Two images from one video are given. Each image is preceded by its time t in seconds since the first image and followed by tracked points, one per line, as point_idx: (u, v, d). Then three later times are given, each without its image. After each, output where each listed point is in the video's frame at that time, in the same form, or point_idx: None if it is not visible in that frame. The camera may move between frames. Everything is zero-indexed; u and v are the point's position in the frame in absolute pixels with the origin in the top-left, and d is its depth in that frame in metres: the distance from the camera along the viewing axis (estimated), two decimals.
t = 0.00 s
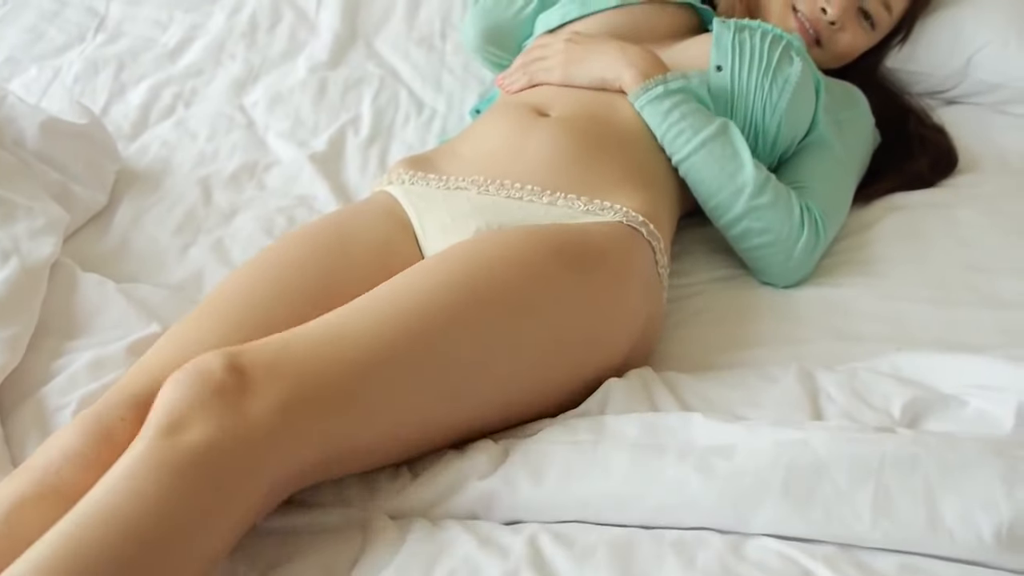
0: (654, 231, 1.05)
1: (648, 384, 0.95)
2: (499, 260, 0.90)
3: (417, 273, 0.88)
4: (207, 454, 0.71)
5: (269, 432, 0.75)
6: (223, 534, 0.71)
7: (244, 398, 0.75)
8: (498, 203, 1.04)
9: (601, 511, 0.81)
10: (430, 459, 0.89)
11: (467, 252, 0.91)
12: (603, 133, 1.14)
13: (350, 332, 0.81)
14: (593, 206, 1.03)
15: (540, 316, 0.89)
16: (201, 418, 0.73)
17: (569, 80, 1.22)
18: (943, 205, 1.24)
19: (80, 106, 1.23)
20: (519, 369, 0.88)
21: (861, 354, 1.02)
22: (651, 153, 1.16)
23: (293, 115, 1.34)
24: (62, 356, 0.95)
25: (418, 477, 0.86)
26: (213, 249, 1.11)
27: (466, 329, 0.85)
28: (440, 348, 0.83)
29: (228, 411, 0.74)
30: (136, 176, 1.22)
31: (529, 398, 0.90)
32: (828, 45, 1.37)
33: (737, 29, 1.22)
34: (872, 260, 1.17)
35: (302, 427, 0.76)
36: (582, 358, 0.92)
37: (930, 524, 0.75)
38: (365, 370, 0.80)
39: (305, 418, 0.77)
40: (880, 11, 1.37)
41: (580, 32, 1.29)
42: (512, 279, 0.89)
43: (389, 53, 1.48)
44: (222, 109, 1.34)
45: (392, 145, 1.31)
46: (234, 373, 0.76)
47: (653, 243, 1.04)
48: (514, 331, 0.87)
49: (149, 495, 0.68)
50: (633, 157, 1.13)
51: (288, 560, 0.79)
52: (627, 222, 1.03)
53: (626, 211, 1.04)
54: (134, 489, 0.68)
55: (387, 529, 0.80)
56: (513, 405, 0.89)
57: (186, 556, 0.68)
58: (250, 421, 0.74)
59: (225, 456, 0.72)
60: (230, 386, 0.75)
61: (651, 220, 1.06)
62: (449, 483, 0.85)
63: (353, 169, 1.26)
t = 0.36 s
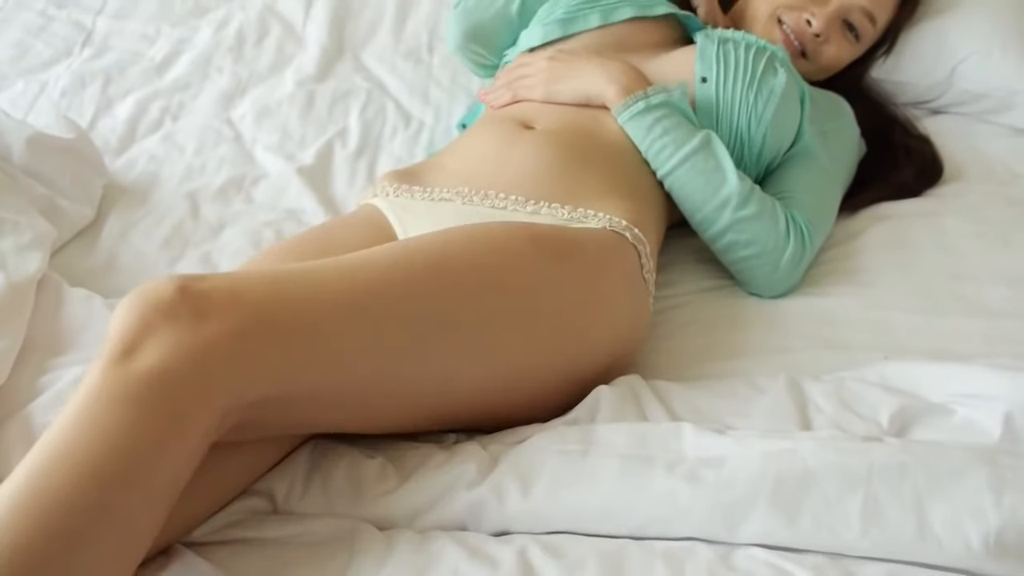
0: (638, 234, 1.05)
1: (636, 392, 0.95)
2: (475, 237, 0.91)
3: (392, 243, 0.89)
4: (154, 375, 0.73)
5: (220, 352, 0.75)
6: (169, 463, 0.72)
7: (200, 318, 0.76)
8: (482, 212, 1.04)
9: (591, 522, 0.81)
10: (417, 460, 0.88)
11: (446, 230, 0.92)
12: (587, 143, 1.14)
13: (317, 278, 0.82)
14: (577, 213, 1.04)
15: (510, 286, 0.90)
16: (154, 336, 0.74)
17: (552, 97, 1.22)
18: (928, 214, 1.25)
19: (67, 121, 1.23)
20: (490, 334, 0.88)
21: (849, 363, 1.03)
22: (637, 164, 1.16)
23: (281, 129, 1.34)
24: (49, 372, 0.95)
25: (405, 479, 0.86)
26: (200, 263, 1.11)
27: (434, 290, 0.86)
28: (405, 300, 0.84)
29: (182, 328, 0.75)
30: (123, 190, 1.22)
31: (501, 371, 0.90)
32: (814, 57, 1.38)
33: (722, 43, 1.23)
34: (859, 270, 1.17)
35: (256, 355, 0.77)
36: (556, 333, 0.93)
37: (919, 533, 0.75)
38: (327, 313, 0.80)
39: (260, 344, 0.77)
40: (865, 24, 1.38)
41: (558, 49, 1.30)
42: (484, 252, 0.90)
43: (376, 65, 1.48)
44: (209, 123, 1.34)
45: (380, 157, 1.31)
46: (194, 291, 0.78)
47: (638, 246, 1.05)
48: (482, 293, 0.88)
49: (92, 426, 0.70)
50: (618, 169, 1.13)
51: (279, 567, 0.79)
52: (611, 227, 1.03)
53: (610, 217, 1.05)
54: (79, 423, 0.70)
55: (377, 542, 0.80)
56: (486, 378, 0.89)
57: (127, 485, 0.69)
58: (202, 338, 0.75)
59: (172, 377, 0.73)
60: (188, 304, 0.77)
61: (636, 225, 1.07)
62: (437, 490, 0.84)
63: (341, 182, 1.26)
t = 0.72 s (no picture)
0: (627, 241, 1.06)
1: (629, 402, 0.95)
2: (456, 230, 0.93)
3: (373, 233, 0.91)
4: (131, 332, 0.74)
5: (197, 312, 0.77)
6: (148, 420, 0.72)
7: (176, 281, 0.78)
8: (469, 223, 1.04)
9: (584, 534, 0.81)
10: (409, 471, 0.88)
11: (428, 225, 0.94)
12: (576, 154, 1.15)
13: (295, 253, 0.84)
14: (566, 222, 1.04)
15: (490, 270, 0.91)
16: (130, 297, 0.76)
17: (544, 109, 1.23)
18: (918, 224, 1.25)
19: (58, 135, 1.23)
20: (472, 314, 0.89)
21: (840, 374, 1.03)
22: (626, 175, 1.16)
23: (273, 142, 1.34)
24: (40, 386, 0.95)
25: (398, 490, 0.86)
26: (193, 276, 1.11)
27: (411, 270, 0.87)
28: (382, 277, 0.85)
29: (158, 289, 0.77)
30: (115, 205, 1.22)
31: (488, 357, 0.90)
32: (803, 69, 1.38)
33: (705, 55, 1.25)
34: (850, 281, 1.17)
35: (233, 317, 0.78)
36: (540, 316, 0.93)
37: (911, 544, 0.75)
38: (304, 286, 0.82)
39: (237, 306, 0.78)
40: (854, 36, 1.39)
41: (547, 60, 1.30)
42: (463, 240, 0.92)
43: (368, 78, 1.49)
44: (201, 137, 1.34)
45: (372, 171, 1.31)
46: (170, 256, 0.79)
47: (626, 253, 1.05)
48: (460, 273, 0.89)
49: (69, 385, 0.71)
50: (607, 179, 1.14)
51: None
52: (599, 235, 1.04)
53: (598, 225, 1.05)
54: (56, 383, 0.71)
55: (369, 554, 0.80)
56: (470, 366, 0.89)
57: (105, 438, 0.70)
58: (178, 298, 0.76)
59: (149, 334, 0.74)
60: (163, 268, 0.78)
61: (623, 231, 1.07)
62: (431, 500, 0.84)
63: (333, 196, 1.26)
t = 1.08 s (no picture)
0: (612, 252, 1.06)
1: (617, 415, 0.95)
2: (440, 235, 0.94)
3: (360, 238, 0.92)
4: (111, 325, 0.75)
5: (178, 307, 0.78)
6: (131, 415, 0.73)
7: (157, 275, 0.79)
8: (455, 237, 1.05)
9: (572, 548, 0.81)
10: (397, 485, 0.88)
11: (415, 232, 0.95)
12: (562, 166, 1.15)
13: (280, 253, 0.85)
14: (550, 235, 1.05)
15: (474, 271, 0.92)
16: (112, 291, 0.77)
17: (532, 121, 1.23)
18: (904, 236, 1.26)
19: (45, 152, 1.23)
20: (457, 315, 0.89)
21: (827, 386, 1.03)
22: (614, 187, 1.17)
23: (261, 158, 1.34)
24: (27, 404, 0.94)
25: (386, 505, 0.86)
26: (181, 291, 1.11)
27: (396, 272, 0.88)
28: (366, 278, 0.86)
29: (140, 283, 0.78)
30: (102, 221, 1.22)
31: (475, 361, 0.90)
32: (790, 83, 1.39)
33: (691, 67, 1.26)
34: (837, 293, 1.18)
35: (213, 312, 0.79)
36: (526, 317, 0.93)
37: (900, 555, 0.75)
38: (287, 286, 0.83)
39: (219, 302, 0.79)
40: (839, 49, 1.39)
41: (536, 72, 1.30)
42: (446, 244, 0.93)
43: (356, 93, 1.49)
44: (189, 153, 1.34)
45: (360, 186, 1.31)
46: (150, 251, 0.80)
47: (612, 264, 1.05)
48: (444, 274, 0.90)
49: (50, 381, 0.72)
50: (594, 191, 1.14)
51: None
52: (585, 246, 1.04)
53: (583, 237, 1.05)
54: (39, 379, 0.72)
55: (357, 570, 0.80)
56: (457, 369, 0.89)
57: (87, 431, 0.71)
58: (160, 292, 0.78)
59: (129, 328, 0.75)
60: (144, 263, 0.79)
61: (609, 243, 1.08)
62: (419, 515, 0.84)
63: (321, 211, 1.26)
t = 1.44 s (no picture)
0: (602, 265, 1.06)
1: (610, 431, 0.95)
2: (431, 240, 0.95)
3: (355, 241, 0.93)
4: (93, 315, 0.76)
5: (162, 298, 0.78)
6: (112, 406, 0.74)
7: (139, 267, 0.79)
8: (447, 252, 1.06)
9: (565, 563, 0.80)
10: (388, 502, 0.88)
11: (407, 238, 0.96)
12: (554, 181, 1.15)
13: (270, 252, 0.85)
14: (540, 248, 1.05)
15: (463, 273, 0.92)
16: (97, 279, 0.78)
17: (526, 137, 1.23)
18: (895, 252, 1.26)
19: (38, 171, 1.23)
20: (442, 312, 0.89)
21: (820, 402, 1.03)
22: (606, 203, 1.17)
23: (253, 176, 1.34)
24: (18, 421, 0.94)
25: (378, 521, 0.86)
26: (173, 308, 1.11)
27: (385, 273, 0.88)
28: (355, 280, 0.87)
29: (124, 272, 0.79)
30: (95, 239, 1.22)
31: (463, 364, 0.90)
32: (781, 99, 1.40)
33: (685, 83, 1.26)
34: (828, 309, 1.18)
35: (196, 306, 0.79)
36: (514, 320, 0.94)
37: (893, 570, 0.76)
38: (275, 285, 0.83)
39: (203, 294, 0.80)
40: (829, 65, 1.40)
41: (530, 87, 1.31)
42: (437, 247, 0.94)
43: (349, 110, 1.49)
44: (182, 171, 1.34)
45: (353, 203, 1.31)
46: (132, 244, 0.81)
47: (603, 277, 1.05)
48: (432, 275, 0.91)
49: (35, 372, 0.73)
50: (586, 206, 1.14)
51: None
52: (575, 259, 1.04)
53: (573, 250, 1.06)
54: (25, 376, 0.73)
55: None
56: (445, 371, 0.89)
57: (68, 422, 0.72)
58: (143, 282, 0.78)
59: (111, 318, 0.76)
60: (130, 254, 0.80)
61: (599, 256, 1.08)
62: (411, 531, 0.84)
63: (314, 228, 1.27)
